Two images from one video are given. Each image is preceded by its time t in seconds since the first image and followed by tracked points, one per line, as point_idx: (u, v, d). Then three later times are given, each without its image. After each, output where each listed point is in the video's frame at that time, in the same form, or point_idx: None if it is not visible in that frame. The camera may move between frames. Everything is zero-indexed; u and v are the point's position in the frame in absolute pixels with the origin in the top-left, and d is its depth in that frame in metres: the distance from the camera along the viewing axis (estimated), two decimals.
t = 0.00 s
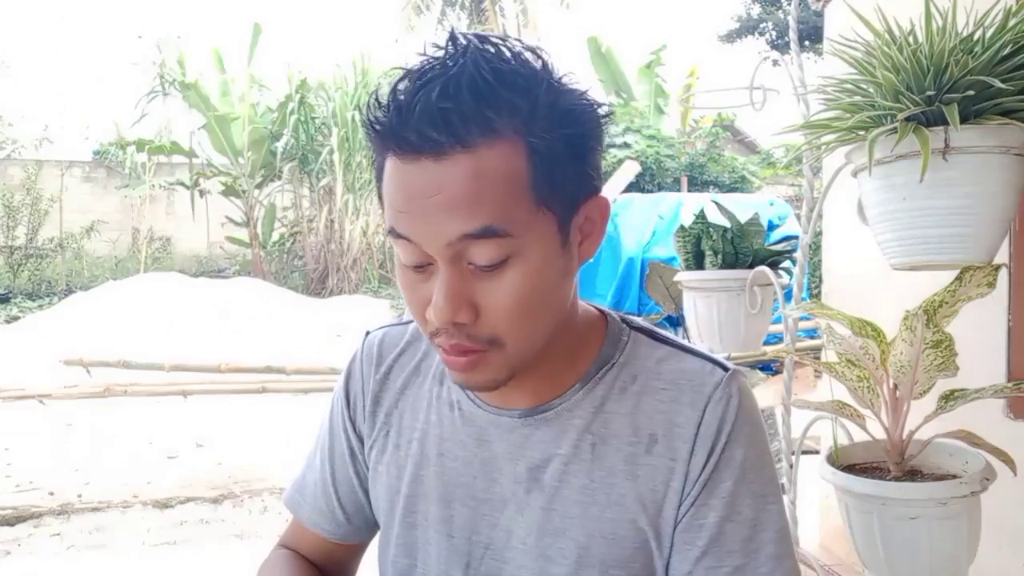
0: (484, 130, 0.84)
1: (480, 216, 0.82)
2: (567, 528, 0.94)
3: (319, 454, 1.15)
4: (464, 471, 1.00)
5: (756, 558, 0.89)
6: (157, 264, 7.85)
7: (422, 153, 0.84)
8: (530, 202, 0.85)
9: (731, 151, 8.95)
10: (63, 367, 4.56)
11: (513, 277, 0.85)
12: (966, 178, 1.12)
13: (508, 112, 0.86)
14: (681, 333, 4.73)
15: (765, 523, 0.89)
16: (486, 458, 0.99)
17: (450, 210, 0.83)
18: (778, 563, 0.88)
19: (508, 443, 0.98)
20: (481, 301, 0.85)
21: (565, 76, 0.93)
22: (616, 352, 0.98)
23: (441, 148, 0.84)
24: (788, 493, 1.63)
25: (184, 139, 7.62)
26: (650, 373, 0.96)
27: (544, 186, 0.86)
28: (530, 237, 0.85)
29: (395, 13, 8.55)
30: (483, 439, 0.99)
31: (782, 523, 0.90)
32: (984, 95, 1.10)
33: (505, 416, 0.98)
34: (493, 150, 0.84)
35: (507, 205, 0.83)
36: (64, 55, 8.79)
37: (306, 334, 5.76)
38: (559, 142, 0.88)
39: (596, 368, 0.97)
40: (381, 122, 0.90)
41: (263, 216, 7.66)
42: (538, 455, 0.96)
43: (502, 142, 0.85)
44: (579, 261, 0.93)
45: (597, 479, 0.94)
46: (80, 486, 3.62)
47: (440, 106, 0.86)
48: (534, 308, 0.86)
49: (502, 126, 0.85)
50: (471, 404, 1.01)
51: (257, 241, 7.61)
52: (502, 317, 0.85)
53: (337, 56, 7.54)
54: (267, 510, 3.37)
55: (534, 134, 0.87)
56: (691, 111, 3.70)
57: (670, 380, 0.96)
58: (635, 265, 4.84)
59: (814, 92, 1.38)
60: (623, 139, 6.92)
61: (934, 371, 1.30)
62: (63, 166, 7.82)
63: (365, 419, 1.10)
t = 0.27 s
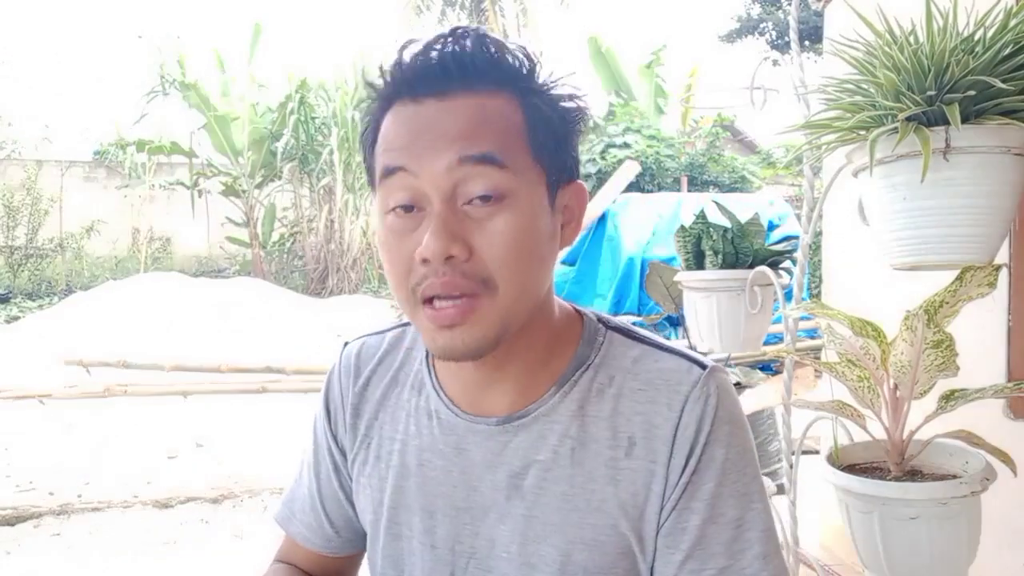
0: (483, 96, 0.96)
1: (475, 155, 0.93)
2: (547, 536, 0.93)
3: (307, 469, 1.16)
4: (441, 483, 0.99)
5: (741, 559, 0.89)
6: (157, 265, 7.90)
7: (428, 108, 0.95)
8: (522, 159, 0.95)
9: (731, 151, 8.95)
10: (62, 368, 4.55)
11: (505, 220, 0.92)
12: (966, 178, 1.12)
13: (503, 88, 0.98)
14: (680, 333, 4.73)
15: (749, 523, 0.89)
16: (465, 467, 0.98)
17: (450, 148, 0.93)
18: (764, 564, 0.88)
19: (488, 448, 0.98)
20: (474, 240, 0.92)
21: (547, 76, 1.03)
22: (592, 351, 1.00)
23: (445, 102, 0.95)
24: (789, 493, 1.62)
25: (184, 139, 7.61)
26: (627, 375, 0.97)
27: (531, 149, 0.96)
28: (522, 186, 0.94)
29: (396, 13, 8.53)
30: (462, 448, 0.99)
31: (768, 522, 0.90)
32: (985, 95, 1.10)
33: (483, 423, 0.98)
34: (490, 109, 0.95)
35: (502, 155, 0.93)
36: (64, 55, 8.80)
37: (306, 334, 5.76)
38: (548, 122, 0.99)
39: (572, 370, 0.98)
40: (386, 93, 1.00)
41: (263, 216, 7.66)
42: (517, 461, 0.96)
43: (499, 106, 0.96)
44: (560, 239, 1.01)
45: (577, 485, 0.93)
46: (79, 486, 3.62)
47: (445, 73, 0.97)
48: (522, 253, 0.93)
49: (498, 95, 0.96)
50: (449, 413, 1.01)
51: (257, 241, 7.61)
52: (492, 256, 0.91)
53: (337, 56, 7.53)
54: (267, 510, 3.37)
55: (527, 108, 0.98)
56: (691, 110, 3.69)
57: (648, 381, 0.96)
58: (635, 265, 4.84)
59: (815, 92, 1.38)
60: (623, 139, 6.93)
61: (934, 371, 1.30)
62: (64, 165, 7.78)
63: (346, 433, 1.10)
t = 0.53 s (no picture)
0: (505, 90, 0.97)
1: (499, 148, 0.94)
2: (541, 532, 0.93)
3: (306, 469, 1.16)
4: (437, 481, 0.99)
5: (736, 556, 0.88)
6: (157, 264, 7.86)
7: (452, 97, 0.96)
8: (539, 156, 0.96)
9: (732, 151, 8.94)
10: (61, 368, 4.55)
11: (526, 215, 0.93)
12: (966, 178, 1.12)
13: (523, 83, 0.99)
14: (680, 333, 4.73)
15: (744, 520, 0.89)
16: (460, 464, 0.98)
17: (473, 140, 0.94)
18: (760, 560, 0.88)
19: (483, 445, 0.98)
20: (493, 233, 0.93)
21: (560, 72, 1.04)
22: (585, 349, 1.00)
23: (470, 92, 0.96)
24: (789, 494, 1.62)
25: (184, 139, 7.61)
26: (619, 371, 0.98)
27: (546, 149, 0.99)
28: (540, 184, 0.95)
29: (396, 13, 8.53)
30: (457, 445, 0.99)
31: (762, 520, 0.90)
32: (984, 95, 1.10)
33: (479, 421, 0.98)
34: (512, 104, 0.96)
35: (524, 151, 0.95)
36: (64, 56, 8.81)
37: (306, 334, 5.76)
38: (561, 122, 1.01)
39: (566, 367, 0.98)
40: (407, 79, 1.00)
41: (263, 216, 7.65)
42: (510, 458, 0.96)
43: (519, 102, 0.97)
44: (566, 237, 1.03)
45: (569, 481, 0.94)
46: (79, 486, 3.62)
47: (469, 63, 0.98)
48: (540, 248, 0.94)
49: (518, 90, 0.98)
50: (446, 412, 1.01)
51: (257, 241, 7.60)
52: (512, 251, 0.92)
53: (337, 56, 7.52)
54: (266, 510, 3.37)
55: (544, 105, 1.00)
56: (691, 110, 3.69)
57: (638, 378, 0.97)
58: (635, 264, 4.84)
59: (815, 92, 1.38)
60: (623, 139, 6.94)
61: (934, 371, 1.30)
62: (64, 166, 7.79)
63: (343, 432, 1.10)
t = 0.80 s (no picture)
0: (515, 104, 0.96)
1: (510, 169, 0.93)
2: (549, 538, 0.93)
3: (313, 469, 1.16)
4: (447, 483, 0.99)
5: (744, 565, 0.89)
6: (157, 264, 7.85)
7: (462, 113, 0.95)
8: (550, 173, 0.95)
9: (732, 151, 8.94)
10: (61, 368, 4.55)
11: (535, 235, 0.93)
12: (967, 178, 1.12)
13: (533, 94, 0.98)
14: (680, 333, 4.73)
15: (751, 530, 0.90)
16: (470, 467, 0.99)
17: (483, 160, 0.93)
18: (766, 570, 0.88)
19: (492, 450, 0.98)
20: (503, 252, 0.92)
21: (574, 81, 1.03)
22: (596, 357, 0.99)
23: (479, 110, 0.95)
24: (788, 494, 1.62)
25: (184, 139, 7.61)
26: (629, 380, 0.98)
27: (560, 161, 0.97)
28: (551, 201, 0.94)
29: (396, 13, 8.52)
30: (467, 449, 0.99)
31: (769, 530, 0.90)
32: (985, 95, 1.10)
33: (488, 425, 0.98)
34: (522, 119, 0.95)
35: (535, 169, 0.94)
36: (64, 55, 8.80)
37: (306, 334, 5.76)
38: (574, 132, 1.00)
39: (577, 374, 0.98)
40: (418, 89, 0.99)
41: (263, 215, 7.65)
42: (519, 464, 0.96)
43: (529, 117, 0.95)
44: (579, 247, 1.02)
45: (578, 488, 0.94)
46: (79, 486, 3.62)
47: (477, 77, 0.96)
48: (551, 268, 0.93)
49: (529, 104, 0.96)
50: (456, 414, 1.01)
51: (257, 241, 7.60)
52: (520, 271, 0.92)
53: (337, 56, 7.52)
54: (266, 510, 3.37)
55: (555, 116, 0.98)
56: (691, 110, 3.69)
57: (648, 387, 0.97)
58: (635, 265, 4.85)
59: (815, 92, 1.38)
60: (622, 140, 6.95)
61: (934, 371, 1.30)
62: (63, 166, 7.79)
63: (351, 432, 1.10)
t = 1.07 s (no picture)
0: (480, 128, 0.85)
1: (477, 214, 0.83)
2: (564, 535, 0.94)
3: (323, 460, 1.16)
4: (463, 477, 1.00)
5: (757, 564, 0.89)
6: (157, 264, 7.85)
7: (419, 150, 0.85)
8: (527, 201, 0.85)
9: (731, 151, 8.94)
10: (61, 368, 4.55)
11: (513, 274, 0.84)
12: (967, 179, 1.12)
13: (505, 108, 0.87)
14: (681, 333, 4.73)
15: (764, 529, 0.90)
16: (485, 463, 0.99)
17: (446, 207, 0.83)
18: (779, 569, 0.89)
19: (506, 447, 0.98)
20: (478, 299, 0.85)
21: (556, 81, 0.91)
22: (613, 356, 0.97)
23: (437, 148, 0.84)
24: (788, 494, 1.62)
25: (184, 139, 7.61)
26: (647, 379, 0.96)
27: (540, 183, 0.86)
28: (528, 235, 0.85)
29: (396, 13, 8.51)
30: (482, 445, 0.99)
31: (782, 529, 0.90)
32: (985, 95, 1.10)
33: (503, 422, 0.98)
34: (489, 147, 0.84)
35: (504, 202, 0.83)
36: (64, 55, 8.80)
37: (306, 334, 5.76)
38: (555, 142, 0.88)
39: (593, 373, 0.96)
40: (379, 117, 0.90)
41: (263, 216, 7.65)
42: (534, 461, 0.96)
43: (497, 141, 0.85)
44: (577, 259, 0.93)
45: (594, 486, 0.94)
46: (79, 486, 3.62)
47: (438, 103, 0.86)
48: (532, 308, 0.86)
49: (499, 124, 0.86)
50: (470, 409, 1.01)
51: (257, 241, 7.60)
52: (499, 313, 0.85)
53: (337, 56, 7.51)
54: (267, 510, 3.37)
55: (531, 130, 0.87)
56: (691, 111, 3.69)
57: (666, 386, 0.95)
58: (635, 265, 4.85)
59: (815, 92, 1.38)
60: (623, 140, 6.96)
61: (934, 371, 1.30)
62: (64, 166, 7.78)
63: (364, 425, 1.10)
